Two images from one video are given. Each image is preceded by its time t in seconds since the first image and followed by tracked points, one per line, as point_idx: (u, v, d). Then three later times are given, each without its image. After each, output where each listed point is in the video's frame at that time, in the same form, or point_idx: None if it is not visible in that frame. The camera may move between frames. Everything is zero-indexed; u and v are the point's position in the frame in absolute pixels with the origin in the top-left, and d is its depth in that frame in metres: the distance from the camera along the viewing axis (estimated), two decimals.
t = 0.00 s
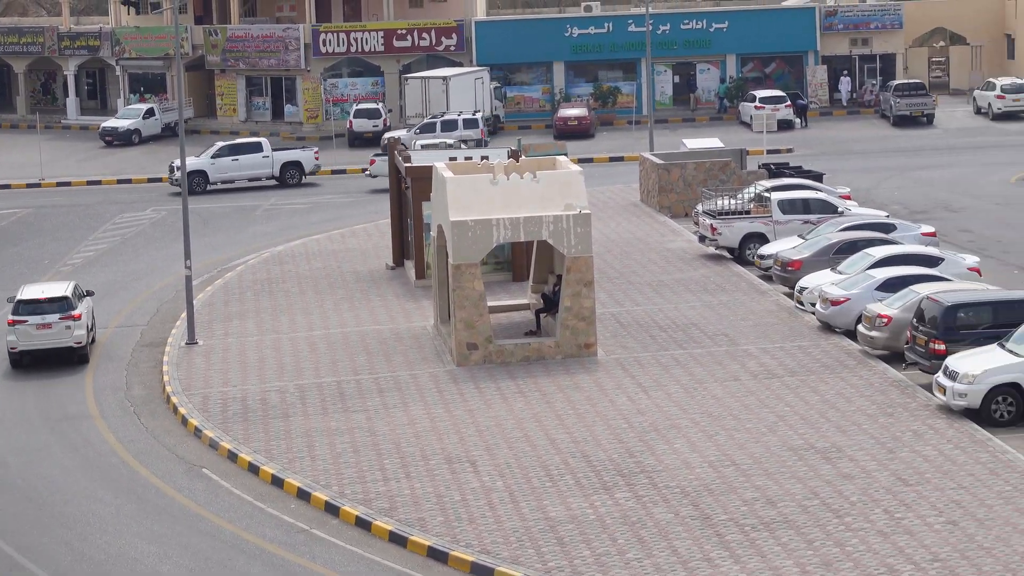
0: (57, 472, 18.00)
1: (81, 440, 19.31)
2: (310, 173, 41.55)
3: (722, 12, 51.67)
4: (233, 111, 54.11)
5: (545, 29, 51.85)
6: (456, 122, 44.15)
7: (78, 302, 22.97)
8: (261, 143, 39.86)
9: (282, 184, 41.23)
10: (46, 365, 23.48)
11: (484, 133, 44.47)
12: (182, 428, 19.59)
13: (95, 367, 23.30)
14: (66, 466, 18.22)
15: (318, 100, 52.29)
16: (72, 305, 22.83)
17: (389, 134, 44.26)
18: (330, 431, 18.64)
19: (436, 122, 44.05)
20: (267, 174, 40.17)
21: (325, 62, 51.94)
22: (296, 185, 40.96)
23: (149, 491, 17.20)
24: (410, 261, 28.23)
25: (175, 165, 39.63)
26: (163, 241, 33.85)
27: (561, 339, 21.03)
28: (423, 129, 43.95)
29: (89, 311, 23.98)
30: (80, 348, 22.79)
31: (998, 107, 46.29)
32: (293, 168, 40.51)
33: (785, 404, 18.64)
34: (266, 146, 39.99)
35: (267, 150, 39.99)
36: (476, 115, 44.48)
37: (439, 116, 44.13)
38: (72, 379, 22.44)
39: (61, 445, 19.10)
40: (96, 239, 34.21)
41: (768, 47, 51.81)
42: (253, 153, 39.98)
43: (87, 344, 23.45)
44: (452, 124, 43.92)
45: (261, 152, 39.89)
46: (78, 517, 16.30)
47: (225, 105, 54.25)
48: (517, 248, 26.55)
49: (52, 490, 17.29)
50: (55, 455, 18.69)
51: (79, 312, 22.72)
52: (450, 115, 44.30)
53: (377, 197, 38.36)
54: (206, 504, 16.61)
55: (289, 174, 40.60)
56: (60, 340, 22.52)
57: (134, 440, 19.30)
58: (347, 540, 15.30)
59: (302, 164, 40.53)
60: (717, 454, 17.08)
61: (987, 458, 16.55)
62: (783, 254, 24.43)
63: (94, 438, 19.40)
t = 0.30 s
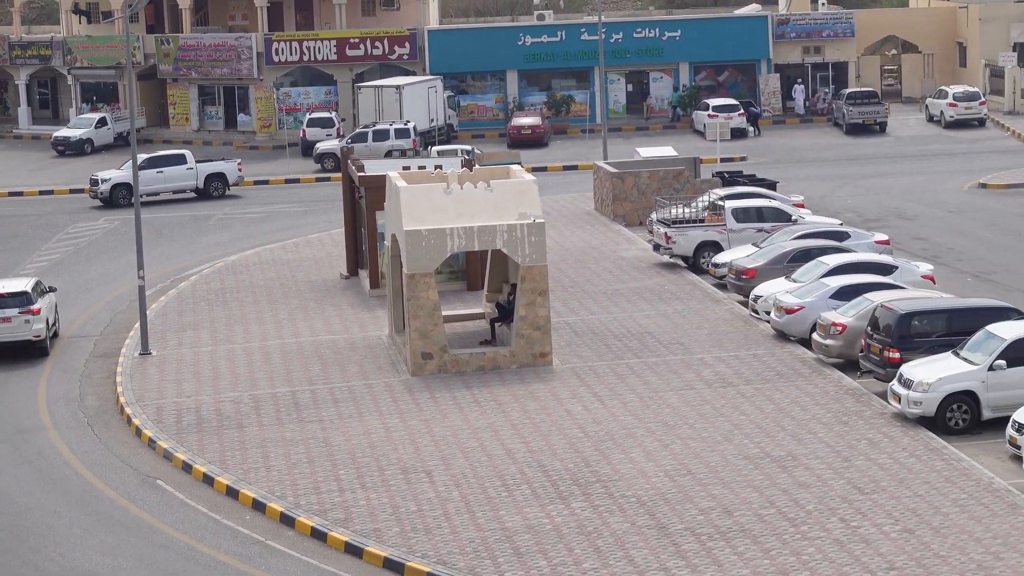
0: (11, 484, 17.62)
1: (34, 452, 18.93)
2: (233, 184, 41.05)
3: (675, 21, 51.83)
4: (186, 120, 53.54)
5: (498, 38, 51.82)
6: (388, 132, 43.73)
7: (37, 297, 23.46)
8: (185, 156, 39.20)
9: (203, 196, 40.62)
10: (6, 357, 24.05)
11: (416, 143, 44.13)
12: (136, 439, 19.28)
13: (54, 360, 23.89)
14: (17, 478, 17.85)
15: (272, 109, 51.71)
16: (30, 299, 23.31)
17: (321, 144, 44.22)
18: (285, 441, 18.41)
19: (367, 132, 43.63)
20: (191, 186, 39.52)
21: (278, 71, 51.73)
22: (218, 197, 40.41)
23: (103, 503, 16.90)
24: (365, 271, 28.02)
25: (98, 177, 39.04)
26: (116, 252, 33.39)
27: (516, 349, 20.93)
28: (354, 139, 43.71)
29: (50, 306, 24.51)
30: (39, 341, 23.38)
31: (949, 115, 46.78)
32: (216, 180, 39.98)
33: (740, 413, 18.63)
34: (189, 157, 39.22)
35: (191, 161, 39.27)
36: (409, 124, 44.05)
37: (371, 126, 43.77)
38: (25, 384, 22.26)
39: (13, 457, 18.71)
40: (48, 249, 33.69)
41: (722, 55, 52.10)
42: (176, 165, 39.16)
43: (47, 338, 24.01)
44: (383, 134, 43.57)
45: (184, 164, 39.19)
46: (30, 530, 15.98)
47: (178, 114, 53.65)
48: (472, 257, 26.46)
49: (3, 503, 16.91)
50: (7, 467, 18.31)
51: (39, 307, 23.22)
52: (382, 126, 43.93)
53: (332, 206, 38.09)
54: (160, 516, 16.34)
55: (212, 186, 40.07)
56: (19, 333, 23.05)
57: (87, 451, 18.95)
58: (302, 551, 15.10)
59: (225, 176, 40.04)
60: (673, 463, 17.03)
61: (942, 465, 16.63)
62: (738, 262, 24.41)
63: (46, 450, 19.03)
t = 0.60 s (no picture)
0: None
1: (15, 462, 18.76)
2: (183, 198, 40.48)
3: (657, 28, 52.01)
4: (168, 128, 53.49)
5: (481, 46, 51.84)
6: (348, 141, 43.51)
7: (28, 292, 24.26)
8: (141, 168, 38.33)
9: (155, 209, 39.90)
10: None
11: (377, 151, 43.96)
12: (118, 449, 19.14)
13: (45, 353, 24.73)
14: None
15: (254, 117, 51.77)
16: (21, 295, 24.10)
17: (282, 152, 44.26)
18: (267, 450, 18.32)
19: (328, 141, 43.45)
20: (145, 198, 38.75)
21: (261, 79, 51.49)
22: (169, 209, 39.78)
23: (85, 513, 16.78)
24: (347, 279, 27.93)
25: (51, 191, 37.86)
26: (98, 261, 33.19)
27: (499, 357, 20.88)
28: (314, 148, 43.60)
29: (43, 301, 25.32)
30: (30, 335, 24.17)
31: (931, 122, 46.97)
32: (171, 192, 39.39)
33: (723, 420, 18.62)
34: (145, 169, 38.44)
35: (147, 174, 38.47)
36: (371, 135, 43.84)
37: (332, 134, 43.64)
38: (6, 394, 22.09)
39: None
40: (30, 257, 33.48)
41: (703, 63, 52.29)
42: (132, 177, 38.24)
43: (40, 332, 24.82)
44: (344, 143, 43.38)
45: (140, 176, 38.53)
46: (12, 540, 15.86)
47: (160, 122, 53.67)
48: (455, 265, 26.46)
49: None
50: None
51: (29, 301, 24.02)
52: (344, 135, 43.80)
53: (314, 214, 37.97)
54: (142, 526, 16.22)
55: (164, 198, 39.44)
56: (11, 327, 23.86)
57: (69, 461, 18.80)
58: (284, 560, 15.02)
59: (179, 187, 39.56)
60: (655, 471, 17.01)
61: (924, 473, 16.66)
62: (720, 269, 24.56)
63: (28, 460, 18.87)
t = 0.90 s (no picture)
0: None
1: None
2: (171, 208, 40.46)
3: (642, 36, 52.10)
4: (153, 136, 53.43)
5: (466, 53, 51.82)
6: (311, 149, 43.84)
7: (25, 287, 25.40)
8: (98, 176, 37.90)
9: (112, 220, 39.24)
10: None
11: (339, 160, 44.43)
12: (103, 456, 19.04)
13: (41, 346, 25.81)
14: None
15: (238, 124, 51.58)
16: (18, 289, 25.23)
17: (247, 161, 44.44)
18: (253, 458, 18.25)
19: (291, 149, 43.78)
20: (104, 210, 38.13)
21: (245, 87, 51.45)
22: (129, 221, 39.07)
23: (70, 521, 16.68)
24: (333, 286, 27.86)
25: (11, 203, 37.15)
26: (82, 269, 33.08)
27: (484, 364, 20.82)
28: (277, 156, 43.80)
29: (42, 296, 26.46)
30: (26, 328, 25.34)
31: (916, 129, 47.14)
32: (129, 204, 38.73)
33: (709, 427, 18.61)
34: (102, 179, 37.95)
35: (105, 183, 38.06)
36: (334, 143, 44.18)
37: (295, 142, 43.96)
38: None
39: None
40: (14, 265, 33.35)
41: (688, 70, 52.43)
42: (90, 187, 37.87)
43: (37, 325, 25.94)
44: (306, 152, 43.71)
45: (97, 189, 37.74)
46: None
47: (145, 130, 53.57)
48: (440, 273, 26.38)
49: None
50: None
51: (26, 295, 25.16)
52: (307, 143, 44.11)
53: (300, 221, 37.89)
54: (127, 534, 16.13)
55: (122, 210, 38.71)
56: (7, 320, 25.01)
57: (54, 469, 18.71)
58: (270, 568, 14.94)
59: (136, 199, 38.84)
60: (641, 478, 17.00)
61: (910, 479, 16.68)
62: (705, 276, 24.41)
63: (12, 468, 18.77)
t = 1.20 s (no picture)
0: None
1: None
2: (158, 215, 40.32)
3: (629, 41, 52.16)
4: (141, 141, 53.36)
5: (453, 58, 51.80)
6: (277, 155, 43.91)
7: (27, 280, 26.39)
8: (60, 186, 37.82)
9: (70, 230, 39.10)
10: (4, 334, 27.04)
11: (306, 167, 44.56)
12: (91, 462, 18.97)
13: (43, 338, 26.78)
14: None
15: (226, 130, 51.48)
16: (20, 282, 26.21)
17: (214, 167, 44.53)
18: (241, 463, 18.19)
19: (257, 155, 43.90)
20: (66, 219, 38.07)
21: (233, 92, 51.26)
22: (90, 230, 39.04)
23: (58, 527, 16.61)
24: (321, 292, 27.81)
25: None
26: (70, 274, 32.94)
27: (472, 369, 20.79)
28: (243, 162, 43.85)
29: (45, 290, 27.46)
30: (27, 320, 26.30)
31: (903, 134, 47.30)
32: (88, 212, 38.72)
33: (697, 432, 18.61)
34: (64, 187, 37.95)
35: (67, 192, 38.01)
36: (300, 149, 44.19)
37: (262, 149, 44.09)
38: None
39: None
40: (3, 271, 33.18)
41: (675, 74, 52.50)
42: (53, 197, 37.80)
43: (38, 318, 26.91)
44: (272, 158, 43.86)
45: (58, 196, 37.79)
46: None
47: (133, 135, 53.52)
48: (429, 278, 26.37)
49: None
50: None
51: (27, 289, 26.12)
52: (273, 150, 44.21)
53: (287, 227, 37.83)
54: (116, 540, 16.06)
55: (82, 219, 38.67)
56: (9, 313, 25.97)
57: (42, 475, 18.62)
58: (259, 573, 14.89)
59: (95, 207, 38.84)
60: (629, 483, 16.99)
61: (898, 484, 16.69)
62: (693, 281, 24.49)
63: None
